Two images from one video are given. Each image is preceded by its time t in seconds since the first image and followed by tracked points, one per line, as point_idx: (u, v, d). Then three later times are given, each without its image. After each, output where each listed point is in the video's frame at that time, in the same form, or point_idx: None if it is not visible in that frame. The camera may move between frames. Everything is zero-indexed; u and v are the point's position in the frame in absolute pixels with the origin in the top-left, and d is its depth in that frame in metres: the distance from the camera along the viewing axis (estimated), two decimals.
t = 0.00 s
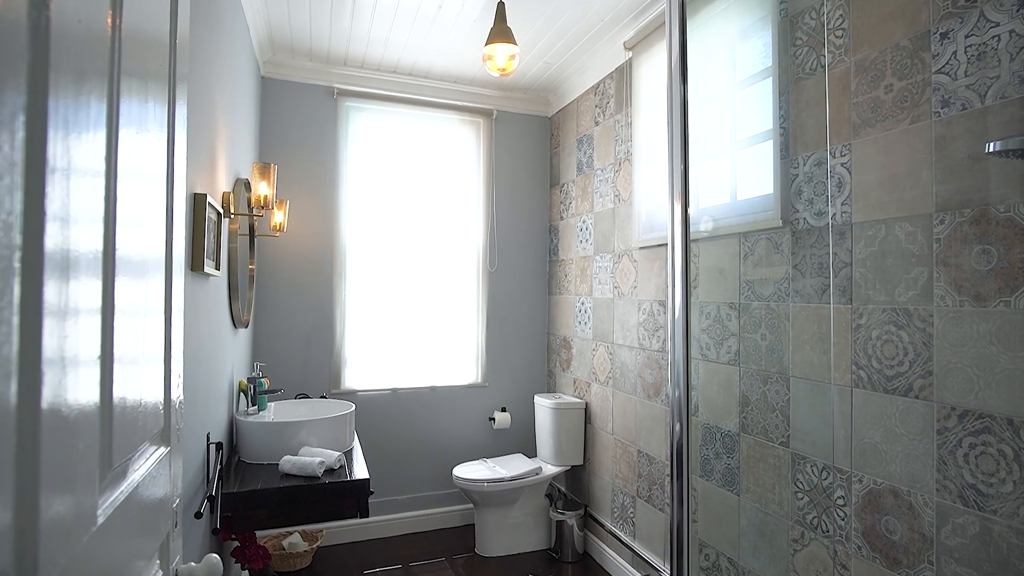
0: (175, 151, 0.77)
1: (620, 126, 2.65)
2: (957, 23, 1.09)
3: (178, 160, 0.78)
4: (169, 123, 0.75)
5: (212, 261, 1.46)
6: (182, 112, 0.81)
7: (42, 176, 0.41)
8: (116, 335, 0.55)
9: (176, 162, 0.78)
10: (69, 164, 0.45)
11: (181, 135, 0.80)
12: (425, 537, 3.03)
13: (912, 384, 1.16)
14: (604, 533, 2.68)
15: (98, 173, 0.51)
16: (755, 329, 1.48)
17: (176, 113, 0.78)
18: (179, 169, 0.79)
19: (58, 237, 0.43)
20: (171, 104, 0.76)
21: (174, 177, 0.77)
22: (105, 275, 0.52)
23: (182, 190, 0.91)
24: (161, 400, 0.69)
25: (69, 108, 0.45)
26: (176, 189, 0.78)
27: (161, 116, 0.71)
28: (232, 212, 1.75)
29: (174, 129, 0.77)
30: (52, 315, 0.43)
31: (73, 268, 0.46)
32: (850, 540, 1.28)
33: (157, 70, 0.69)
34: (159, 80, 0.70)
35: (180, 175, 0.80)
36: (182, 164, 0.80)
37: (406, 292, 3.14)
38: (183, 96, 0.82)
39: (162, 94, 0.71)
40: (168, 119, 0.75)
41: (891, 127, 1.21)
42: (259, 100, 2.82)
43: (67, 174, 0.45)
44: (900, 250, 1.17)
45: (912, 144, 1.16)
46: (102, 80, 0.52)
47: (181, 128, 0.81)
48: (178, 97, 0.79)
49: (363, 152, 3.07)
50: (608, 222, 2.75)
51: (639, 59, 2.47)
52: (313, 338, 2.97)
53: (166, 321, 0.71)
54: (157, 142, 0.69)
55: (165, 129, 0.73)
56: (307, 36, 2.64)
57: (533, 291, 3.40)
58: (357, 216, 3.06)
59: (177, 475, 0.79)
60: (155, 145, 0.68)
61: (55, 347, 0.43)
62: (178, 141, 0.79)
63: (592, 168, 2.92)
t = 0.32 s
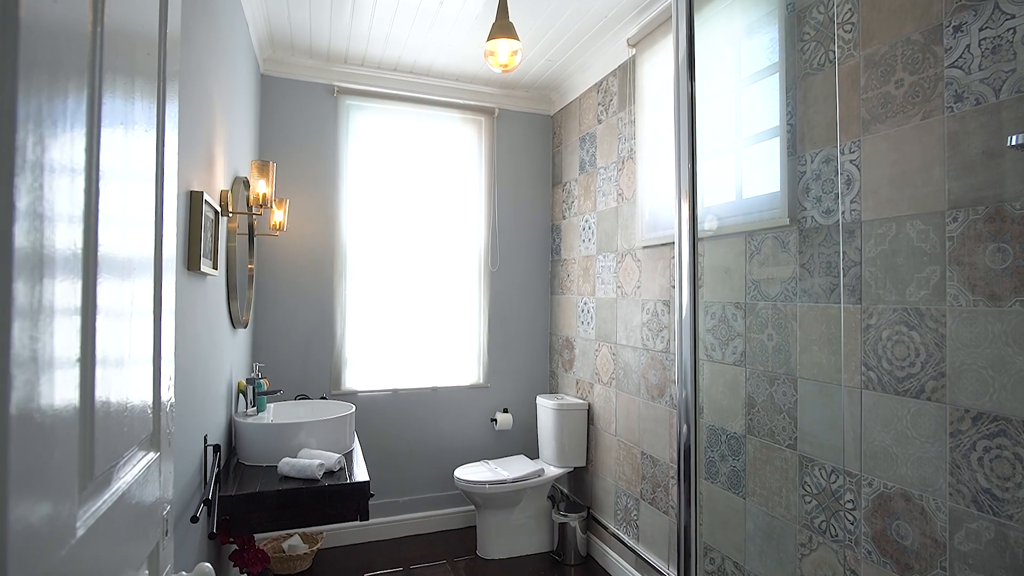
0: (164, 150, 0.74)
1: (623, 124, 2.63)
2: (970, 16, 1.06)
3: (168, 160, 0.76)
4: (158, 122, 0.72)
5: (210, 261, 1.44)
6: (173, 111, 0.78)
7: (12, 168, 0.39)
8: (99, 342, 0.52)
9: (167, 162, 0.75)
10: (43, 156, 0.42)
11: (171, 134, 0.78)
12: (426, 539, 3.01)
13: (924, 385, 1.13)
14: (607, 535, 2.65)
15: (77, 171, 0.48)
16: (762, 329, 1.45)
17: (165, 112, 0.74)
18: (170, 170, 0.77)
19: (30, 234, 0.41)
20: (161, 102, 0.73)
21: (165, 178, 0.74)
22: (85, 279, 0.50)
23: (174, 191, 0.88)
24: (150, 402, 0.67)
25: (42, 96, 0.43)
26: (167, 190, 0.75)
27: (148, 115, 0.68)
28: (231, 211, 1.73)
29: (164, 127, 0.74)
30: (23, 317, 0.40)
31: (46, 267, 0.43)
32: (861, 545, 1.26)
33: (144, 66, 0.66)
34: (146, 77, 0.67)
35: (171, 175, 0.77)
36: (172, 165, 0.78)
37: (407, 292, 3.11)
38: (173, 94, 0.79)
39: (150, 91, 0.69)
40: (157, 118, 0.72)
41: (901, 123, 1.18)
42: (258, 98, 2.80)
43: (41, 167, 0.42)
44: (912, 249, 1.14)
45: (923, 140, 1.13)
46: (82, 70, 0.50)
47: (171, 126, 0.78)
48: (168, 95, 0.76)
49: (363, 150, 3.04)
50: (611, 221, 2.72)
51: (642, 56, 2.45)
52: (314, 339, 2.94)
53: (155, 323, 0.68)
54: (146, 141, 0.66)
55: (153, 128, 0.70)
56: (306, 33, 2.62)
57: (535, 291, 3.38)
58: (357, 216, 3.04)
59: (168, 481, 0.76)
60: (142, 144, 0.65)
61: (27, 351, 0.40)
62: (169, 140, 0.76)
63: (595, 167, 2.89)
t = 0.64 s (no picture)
0: (153, 149, 0.71)
1: (626, 122, 2.60)
2: (985, 8, 1.03)
3: (157, 159, 0.73)
4: (146, 121, 0.70)
5: (207, 260, 1.42)
6: (162, 111, 0.76)
7: None
8: (78, 346, 0.50)
9: (156, 162, 0.72)
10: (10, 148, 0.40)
11: (160, 132, 0.75)
12: (428, 542, 2.98)
13: (937, 387, 1.11)
14: (610, 538, 2.63)
15: (52, 166, 0.46)
16: (768, 329, 1.43)
17: (154, 110, 0.72)
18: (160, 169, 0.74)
19: None
20: (149, 99, 0.71)
21: (154, 177, 0.71)
22: (61, 280, 0.47)
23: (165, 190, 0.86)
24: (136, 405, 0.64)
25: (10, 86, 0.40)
26: (156, 188, 0.72)
27: (135, 112, 0.65)
28: (230, 208, 1.71)
29: (152, 124, 0.71)
30: None
31: (12, 267, 0.40)
32: (870, 550, 1.23)
33: (130, 60, 0.64)
34: (132, 72, 0.65)
35: (160, 174, 0.74)
36: (162, 164, 0.75)
37: (407, 292, 3.09)
38: (162, 91, 0.76)
39: (136, 87, 0.66)
40: (145, 116, 0.70)
41: (912, 118, 1.15)
42: (258, 96, 2.78)
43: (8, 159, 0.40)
44: (923, 247, 1.12)
45: (935, 136, 1.11)
46: (58, 61, 0.47)
47: (160, 124, 0.75)
48: (156, 91, 0.73)
49: (363, 149, 3.02)
50: (615, 220, 2.70)
51: (646, 53, 2.42)
52: (314, 339, 2.92)
53: (141, 324, 0.66)
54: (131, 137, 0.64)
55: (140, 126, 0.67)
56: (306, 31, 2.60)
57: (537, 291, 3.35)
58: (358, 215, 3.02)
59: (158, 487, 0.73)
60: (128, 142, 0.63)
61: None
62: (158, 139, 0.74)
63: (598, 165, 2.87)
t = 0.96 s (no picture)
0: (142, 150, 0.69)
1: (629, 120, 2.58)
2: None
3: (146, 158, 0.70)
4: (133, 120, 0.67)
5: (203, 258, 1.40)
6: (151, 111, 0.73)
7: None
8: (55, 348, 0.47)
9: (145, 163, 0.70)
10: None
11: (150, 131, 0.73)
12: (429, 544, 2.96)
13: (949, 387, 1.09)
14: (613, 539, 2.60)
15: (22, 157, 0.43)
16: (775, 329, 1.40)
17: (143, 109, 0.70)
18: (149, 169, 0.72)
19: None
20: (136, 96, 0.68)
21: (143, 175, 0.69)
22: (34, 277, 0.45)
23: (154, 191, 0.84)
24: (123, 406, 0.62)
25: None
26: (145, 187, 0.70)
27: (122, 110, 0.63)
28: (227, 207, 1.69)
29: (140, 124, 0.69)
30: None
31: None
32: (880, 554, 1.21)
33: (115, 56, 0.61)
34: (117, 68, 0.62)
35: (150, 175, 0.72)
36: (152, 166, 0.73)
37: (408, 292, 3.07)
38: (151, 89, 0.74)
39: (122, 85, 0.64)
40: (132, 115, 0.67)
41: (923, 114, 1.13)
42: (257, 94, 2.76)
43: None
44: (934, 245, 1.09)
45: (947, 131, 1.08)
46: (32, 51, 0.45)
47: (149, 123, 0.73)
48: (144, 90, 0.71)
49: (363, 148, 3.00)
50: (617, 220, 2.67)
51: (649, 50, 2.40)
52: (313, 339, 2.90)
53: (128, 324, 0.64)
54: (118, 137, 0.62)
55: (127, 124, 0.65)
56: (306, 28, 2.58)
57: (539, 291, 3.33)
58: (358, 215, 3.00)
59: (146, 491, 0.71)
60: (114, 140, 0.60)
61: None
62: (146, 140, 0.71)
63: (600, 164, 2.84)
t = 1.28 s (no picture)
0: (130, 148, 0.66)
1: (632, 117, 2.56)
2: None
3: (135, 157, 0.68)
4: (121, 118, 0.65)
5: (201, 256, 1.38)
6: (140, 109, 0.71)
7: None
8: (33, 349, 0.45)
9: (133, 161, 0.67)
10: None
11: (138, 130, 0.70)
12: (430, 546, 2.94)
13: (963, 389, 1.07)
14: (616, 542, 2.58)
15: None
16: (781, 329, 1.37)
17: (131, 107, 0.67)
18: (138, 167, 0.69)
19: None
20: (124, 92, 0.66)
21: (131, 173, 0.66)
22: (9, 275, 0.43)
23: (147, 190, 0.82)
24: (110, 408, 0.60)
25: None
26: (133, 187, 0.67)
27: (107, 108, 0.60)
28: (225, 204, 1.67)
29: (128, 123, 0.66)
30: None
31: None
32: (890, 560, 1.20)
33: (101, 49, 0.59)
34: (103, 63, 0.60)
35: (139, 173, 0.70)
36: (141, 165, 0.70)
37: (408, 291, 3.05)
38: (140, 86, 0.72)
39: (108, 81, 0.61)
40: (119, 113, 0.64)
41: (936, 108, 1.11)
42: (257, 91, 2.74)
43: None
44: (948, 243, 1.07)
45: (961, 127, 1.06)
46: (7, 39, 0.42)
47: (138, 120, 0.70)
48: (133, 87, 0.68)
49: (364, 147, 2.98)
50: (621, 219, 2.65)
51: (653, 47, 2.37)
52: (314, 338, 2.88)
53: (115, 324, 0.61)
54: (103, 136, 0.59)
55: (113, 122, 0.62)
56: (306, 26, 2.56)
57: (541, 290, 3.31)
58: (359, 214, 2.98)
59: (135, 498, 0.68)
60: (99, 138, 0.58)
61: None
62: (135, 140, 0.69)
63: (603, 163, 2.82)
